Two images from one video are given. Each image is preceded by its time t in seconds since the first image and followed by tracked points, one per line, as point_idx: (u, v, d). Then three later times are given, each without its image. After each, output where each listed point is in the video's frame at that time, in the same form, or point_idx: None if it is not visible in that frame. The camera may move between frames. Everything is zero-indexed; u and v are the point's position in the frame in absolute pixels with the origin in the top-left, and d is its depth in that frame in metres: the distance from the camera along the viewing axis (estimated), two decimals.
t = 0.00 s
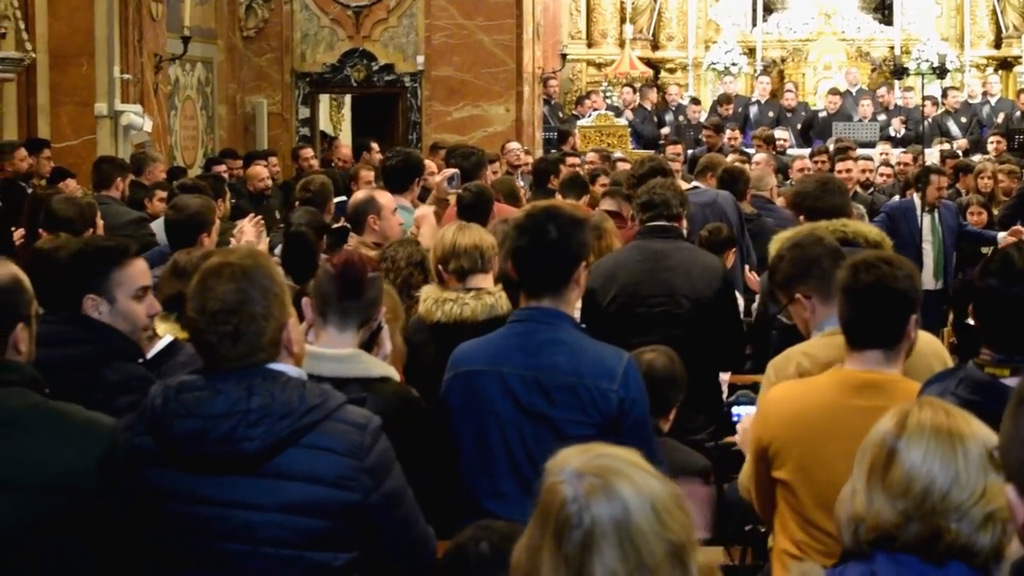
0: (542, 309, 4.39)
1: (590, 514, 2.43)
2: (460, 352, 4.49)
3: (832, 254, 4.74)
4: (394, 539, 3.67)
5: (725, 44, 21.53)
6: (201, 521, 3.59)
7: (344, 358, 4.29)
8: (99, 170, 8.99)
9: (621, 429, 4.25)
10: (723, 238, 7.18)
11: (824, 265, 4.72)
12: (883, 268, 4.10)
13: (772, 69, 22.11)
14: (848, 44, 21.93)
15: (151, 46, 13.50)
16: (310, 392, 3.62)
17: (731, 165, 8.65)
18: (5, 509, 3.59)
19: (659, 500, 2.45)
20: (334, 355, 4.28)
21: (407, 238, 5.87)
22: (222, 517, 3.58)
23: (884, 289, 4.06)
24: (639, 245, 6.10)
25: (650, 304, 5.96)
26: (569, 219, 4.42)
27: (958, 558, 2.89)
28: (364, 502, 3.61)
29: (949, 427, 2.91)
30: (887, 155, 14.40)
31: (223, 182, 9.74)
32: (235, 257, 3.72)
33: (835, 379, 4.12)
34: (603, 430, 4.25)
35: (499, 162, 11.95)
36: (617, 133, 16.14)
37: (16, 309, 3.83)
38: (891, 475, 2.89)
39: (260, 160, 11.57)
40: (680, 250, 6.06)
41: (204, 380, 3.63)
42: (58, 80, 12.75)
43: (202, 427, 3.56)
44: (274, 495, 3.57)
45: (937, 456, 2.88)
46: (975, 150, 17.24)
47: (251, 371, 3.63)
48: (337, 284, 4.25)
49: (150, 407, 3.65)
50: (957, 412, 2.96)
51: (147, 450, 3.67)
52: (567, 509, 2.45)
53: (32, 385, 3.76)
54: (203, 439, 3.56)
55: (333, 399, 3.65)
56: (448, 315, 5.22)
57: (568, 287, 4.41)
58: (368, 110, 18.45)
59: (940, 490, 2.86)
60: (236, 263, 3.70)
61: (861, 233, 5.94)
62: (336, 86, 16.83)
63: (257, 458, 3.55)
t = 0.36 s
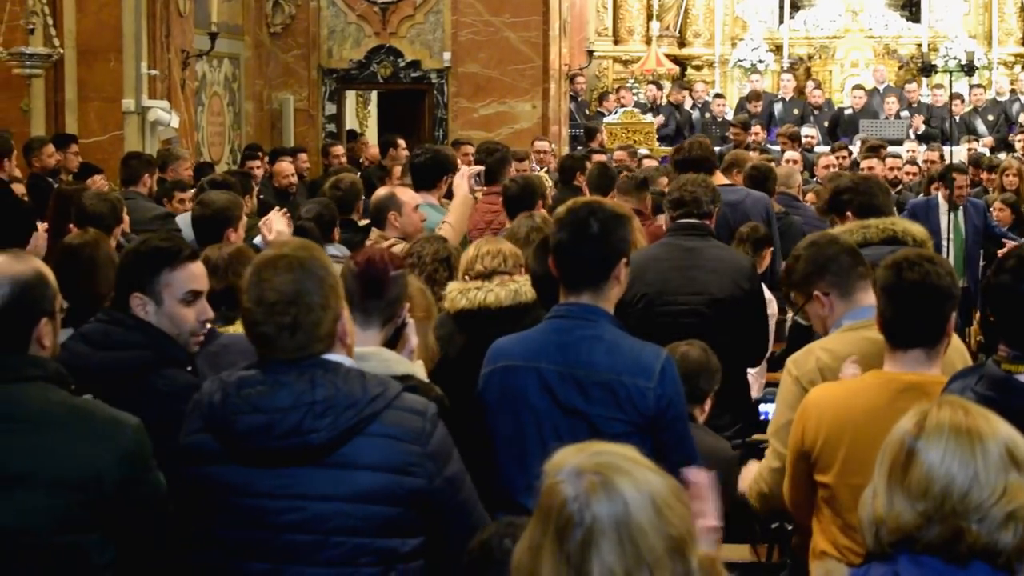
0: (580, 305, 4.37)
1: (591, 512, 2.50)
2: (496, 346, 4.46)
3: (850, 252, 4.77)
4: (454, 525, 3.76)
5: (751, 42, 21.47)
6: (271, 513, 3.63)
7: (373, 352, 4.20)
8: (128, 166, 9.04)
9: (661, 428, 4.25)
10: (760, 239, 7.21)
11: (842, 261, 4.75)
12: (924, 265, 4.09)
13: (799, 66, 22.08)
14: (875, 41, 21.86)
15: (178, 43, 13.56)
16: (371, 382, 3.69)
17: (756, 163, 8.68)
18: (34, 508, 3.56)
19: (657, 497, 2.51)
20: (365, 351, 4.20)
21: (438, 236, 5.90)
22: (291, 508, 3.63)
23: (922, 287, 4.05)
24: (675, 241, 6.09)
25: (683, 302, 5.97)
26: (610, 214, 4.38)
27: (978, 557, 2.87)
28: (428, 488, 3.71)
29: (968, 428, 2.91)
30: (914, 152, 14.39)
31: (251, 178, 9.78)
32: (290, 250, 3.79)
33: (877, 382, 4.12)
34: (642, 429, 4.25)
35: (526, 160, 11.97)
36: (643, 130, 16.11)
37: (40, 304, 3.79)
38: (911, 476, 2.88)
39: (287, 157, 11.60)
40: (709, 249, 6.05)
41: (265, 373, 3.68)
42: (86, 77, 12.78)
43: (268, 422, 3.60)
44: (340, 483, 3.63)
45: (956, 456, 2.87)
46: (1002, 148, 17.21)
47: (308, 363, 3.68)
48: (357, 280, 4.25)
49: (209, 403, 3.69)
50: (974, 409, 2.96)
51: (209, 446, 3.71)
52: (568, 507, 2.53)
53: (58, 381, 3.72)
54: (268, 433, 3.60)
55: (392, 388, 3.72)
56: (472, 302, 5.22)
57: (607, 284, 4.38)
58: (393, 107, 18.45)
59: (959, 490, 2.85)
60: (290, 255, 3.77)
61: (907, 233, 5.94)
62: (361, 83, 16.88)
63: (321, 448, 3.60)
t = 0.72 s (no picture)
0: (598, 301, 4.34)
1: (631, 498, 2.55)
2: (515, 343, 4.47)
3: (838, 254, 4.82)
4: (474, 516, 3.73)
5: (768, 38, 21.41)
6: (291, 504, 3.60)
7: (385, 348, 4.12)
8: (145, 164, 9.04)
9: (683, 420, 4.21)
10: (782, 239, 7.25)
11: (831, 262, 4.80)
12: (939, 260, 4.12)
13: (816, 63, 22.06)
14: (893, 38, 21.79)
15: (195, 40, 13.58)
16: (390, 373, 3.67)
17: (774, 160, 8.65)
18: (50, 507, 3.57)
19: (694, 485, 2.56)
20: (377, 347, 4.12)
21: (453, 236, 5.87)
22: (311, 499, 3.59)
23: (938, 281, 4.07)
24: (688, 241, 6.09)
25: (699, 303, 5.95)
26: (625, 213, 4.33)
27: (999, 557, 2.88)
28: (448, 477, 3.68)
29: (988, 425, 2.90)
30: (932, 149, 14.36)
31: (267, 175, 9.78)
32: (308, 241, 3.79)
33: (890, 376, 4.12)
34: (663, 421, 4.20)
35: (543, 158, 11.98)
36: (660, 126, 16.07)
37: (61, 301, 3.78)
38: (932, 476, 2.88)
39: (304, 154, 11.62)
40: (728, 248, 6.03)
41: (282, 367, 3.66)
42: (103, 75, 12.82)
43: (289, 413, 3.58)
44: (360, 474, 3.60)
45: (977, 455, 2.87)
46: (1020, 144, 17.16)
47: (328, 354, 3.67)
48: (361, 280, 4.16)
49: (229, 396, 3.68)
50: (995, 408, 2.96)
51: (227, 440, 3.69)
52: (608, 491, 2.57)
53: (76, 379, 3.72)
54: (290, 424, 3.58)
55: (411, 378, 3.70)
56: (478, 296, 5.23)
57: (612, 279, 4.35)
58: (410, 104, 18.44)
59: (980, 490, 2.85)
60: (308, 247, 3.77)
61: (922, 230, 5.93)
62: (379, 80, 16.86)
63: (342, 439, 3.58)
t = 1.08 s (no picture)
0: (623, 297, 4.33)
1: (671, 489, 2.54)
2: (539, 336, 4.46)
3: (854, 248, 4.80)
4: (473, 510, 3.73)
5: (791, 33, 21.36)
6: (290, 498, 3.61)
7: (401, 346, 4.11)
8: (167, 158, 9.06)
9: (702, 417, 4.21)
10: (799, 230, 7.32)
11: (847, 256, 4.78)
12: (955, 256, 4.07)
13: (839, 58, 22.04)
14: (916, 32, 21.76)
15: (217, 34, 13.60)
16: (390, 366, 3.67)
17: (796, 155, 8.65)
18: (70, 502, 3.57)
19: (739, 481, 2.55)
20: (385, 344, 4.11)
21: (465, 232, 5.84)
22: (312, 493, 3.60)
23: (954, 278, 4.03)
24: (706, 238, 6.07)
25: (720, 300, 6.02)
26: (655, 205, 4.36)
27: None
28: (448, 472, 3.68)
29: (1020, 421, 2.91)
30: (954, 144, 14.33)
31: (291, 169, 9.79)
32: (308, 235, 3.78)
33: (904, 373, 4.10)
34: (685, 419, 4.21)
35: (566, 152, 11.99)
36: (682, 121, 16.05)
37: (82, 295, 3.77)
38: (962, 471, 2.88)
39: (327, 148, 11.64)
40: (752, 244, 6.04)
41: (283, 361, 3.66)
42: (125, 68, 12.83)
43: (289, 407, 3.58)
44: (363, 468, 3.61)
45: (1010, 451, 2.87)
46: None
47: (332, 348, 3.67)
48: (380, 279, 4.13)
49: (231, 391, 3.68)
50: None
51: (232, 435, 3.70)
52: (651, 480, 2.56)
53: (101, 373, 3.72)
54: (290, 419, 3.58)
55: (411, 372, 3.69)
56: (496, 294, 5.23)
57: (643, 274, 4.34)
58: (432, 98, 18.43)
59: (1011, 485, 2.86)
60: (307, 241, 3.76)
61: (931, 225, 5.93)
62: (400, 73, 17.04)
63: (342, 433, 3.59)
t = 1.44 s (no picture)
0: (640, 294, 4.29)
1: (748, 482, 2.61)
2: (559, 332, 4.42)
3: (842, 252, 4.70)
4: (484, 509, 3.69)
5: (812, 28, 21.32)
6: (300, 497, 3.58)
7: (421, 345, 4.13)
8: (188, 154, 9.05)
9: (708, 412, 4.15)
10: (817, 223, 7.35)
11: (835, 260, 4.68)
12: (974, 252, 4.09)
13: (860, 53, 22.00)
14: (937, 27, 21.70)
15: (238, 29, 13.65)
16: (400, 365, 3.63)
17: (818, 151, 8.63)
18: (98, 497, 3.59)
19: (794, 469, 2.68)
20: (401, 342, 4.13)
21: (479, 228, 5.84)
22: (323, 493, 3.57)
23: (974, 273, 4.04)
24: (735, 234, 6.27)
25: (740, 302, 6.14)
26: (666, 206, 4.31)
27: None
28: (457, 472, 3.64)
29: None
30: (975, 138, 14.29)
31: (311, 165, 9.79)
32: (322, 230, 3.79)
33: (922, 368, 4.09)
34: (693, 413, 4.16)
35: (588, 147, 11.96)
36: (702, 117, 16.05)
37: (96, 290, 3.79)
38: (986, 463, 2.89)
39: (347, 144, 11.65)
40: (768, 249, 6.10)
41: (291, 360, 3.63)
42: (147, 63, 12.86)
43: (297, 407, 3.55)
44: (372, 468, 3.58)
45: None
46: None
47: (338, 347, 3.65)
48: (403, 277, 4.13)
49: (239, 390, 3.64)
50: None
51: (241, 434, 3.67)
52: (730, 479, 2.62)
53: (117, 367, 3.73)
54: (298, 418, 3.55)
55: (420, 370, 3.66)
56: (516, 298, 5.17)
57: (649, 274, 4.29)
58: (453, 93, 18.44)
59: None
60: (320, 236, 3.77)
61: (938, 222, 5.88)
62: (421, 69, 17.03)
63: (351, 432, 3.55)
